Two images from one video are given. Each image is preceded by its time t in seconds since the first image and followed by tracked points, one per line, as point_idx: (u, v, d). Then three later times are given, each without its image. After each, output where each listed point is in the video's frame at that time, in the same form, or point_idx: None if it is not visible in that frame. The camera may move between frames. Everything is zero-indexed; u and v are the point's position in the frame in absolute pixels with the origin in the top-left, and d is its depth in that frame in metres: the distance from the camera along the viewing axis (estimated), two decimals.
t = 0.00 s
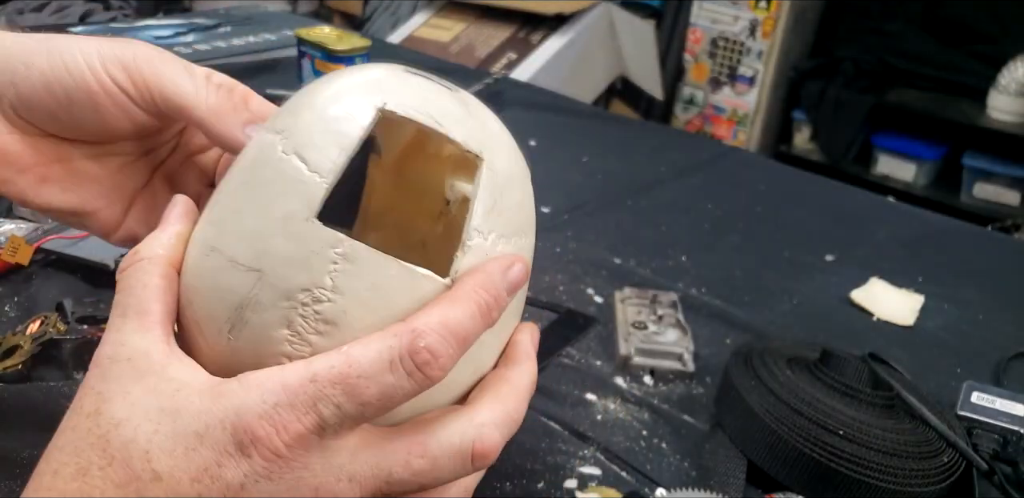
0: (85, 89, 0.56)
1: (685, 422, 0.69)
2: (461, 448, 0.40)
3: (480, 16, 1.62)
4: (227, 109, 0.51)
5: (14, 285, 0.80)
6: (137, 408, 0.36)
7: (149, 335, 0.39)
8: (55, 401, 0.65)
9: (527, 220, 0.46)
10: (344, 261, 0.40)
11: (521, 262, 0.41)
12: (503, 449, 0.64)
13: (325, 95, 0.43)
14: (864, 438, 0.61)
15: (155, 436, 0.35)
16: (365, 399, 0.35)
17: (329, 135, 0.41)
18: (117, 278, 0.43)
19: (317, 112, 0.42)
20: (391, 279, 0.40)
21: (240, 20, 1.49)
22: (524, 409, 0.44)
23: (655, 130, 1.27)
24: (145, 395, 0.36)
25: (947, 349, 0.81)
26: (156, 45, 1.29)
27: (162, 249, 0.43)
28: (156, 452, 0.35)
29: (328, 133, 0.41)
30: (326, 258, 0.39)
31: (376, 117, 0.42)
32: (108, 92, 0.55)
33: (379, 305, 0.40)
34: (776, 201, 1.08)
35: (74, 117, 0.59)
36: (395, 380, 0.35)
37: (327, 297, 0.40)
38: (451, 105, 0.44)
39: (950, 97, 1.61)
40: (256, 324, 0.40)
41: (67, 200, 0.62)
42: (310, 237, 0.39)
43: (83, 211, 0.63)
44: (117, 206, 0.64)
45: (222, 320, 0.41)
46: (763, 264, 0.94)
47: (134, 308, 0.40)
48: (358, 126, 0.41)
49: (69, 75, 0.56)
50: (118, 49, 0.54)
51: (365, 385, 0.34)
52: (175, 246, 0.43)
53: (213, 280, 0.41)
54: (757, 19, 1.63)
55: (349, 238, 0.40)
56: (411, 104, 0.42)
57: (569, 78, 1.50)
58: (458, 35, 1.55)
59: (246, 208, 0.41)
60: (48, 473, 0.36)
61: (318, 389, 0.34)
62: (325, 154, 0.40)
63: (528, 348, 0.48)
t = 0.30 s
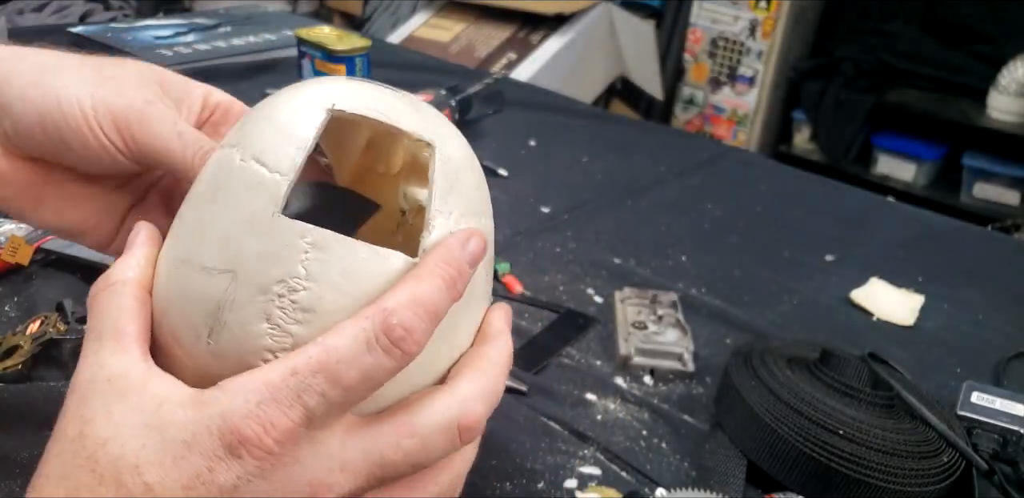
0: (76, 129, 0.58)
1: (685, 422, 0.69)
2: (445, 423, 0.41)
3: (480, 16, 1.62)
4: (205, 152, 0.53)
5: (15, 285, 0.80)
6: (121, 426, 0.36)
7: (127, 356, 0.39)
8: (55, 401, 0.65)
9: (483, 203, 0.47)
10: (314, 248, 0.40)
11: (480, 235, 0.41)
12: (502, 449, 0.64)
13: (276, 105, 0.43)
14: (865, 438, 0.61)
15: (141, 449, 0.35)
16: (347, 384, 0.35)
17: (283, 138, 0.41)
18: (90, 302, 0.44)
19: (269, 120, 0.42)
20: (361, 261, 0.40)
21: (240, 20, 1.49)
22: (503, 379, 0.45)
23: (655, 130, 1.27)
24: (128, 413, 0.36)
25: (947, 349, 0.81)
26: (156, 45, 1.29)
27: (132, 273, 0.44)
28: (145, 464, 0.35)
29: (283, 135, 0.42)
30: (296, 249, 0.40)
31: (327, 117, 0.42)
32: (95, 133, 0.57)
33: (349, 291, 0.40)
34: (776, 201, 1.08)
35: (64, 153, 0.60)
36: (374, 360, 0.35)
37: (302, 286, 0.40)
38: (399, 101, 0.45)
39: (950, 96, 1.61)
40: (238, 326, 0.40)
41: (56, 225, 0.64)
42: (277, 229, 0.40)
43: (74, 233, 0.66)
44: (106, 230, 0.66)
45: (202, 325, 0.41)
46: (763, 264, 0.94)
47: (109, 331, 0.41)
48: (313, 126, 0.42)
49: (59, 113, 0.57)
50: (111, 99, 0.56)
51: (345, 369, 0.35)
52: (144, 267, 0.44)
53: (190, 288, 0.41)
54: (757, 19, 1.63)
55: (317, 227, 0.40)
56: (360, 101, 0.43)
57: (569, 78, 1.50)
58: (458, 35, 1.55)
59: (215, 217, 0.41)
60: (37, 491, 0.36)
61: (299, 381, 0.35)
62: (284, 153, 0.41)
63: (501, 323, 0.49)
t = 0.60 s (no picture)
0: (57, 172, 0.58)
1: (685, 422, 0.69)
2: (431, 414, 0.41)
3: (480, 16, 1.62)
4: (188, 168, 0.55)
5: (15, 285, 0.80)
6: (117, 399, 0.37)
7: (123, 332, 0.40)
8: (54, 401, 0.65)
9: (479, 206, 0.48)
10: (314, 238, 0.41)
11: (473, 235, 0.43)
12: (502, 448, 0.64)
13: (284, 99, 0.45)
14: (865, 438, 0.61)
15: (137, 424, 0.36)
16: (339, 370, 0.36)
17: (290, 130, 0.43)
18: (89, 282, 0.44)
19: (277, 112, 0.44)
20: (360, 253, 0.41)
21: (239, 20, 1.49)
22: (490, 377, 0.46)
23: (655, 130, 1.27)
24: (124, 389, 0.37)
25: (948, 349, 0.81)
26: (156, 45, 1.29)
27: (131, 252, 0.44)
28: (139, 437, 0.36)
29: (291, 128, 0.43)
30: (297, 237, 0.41)
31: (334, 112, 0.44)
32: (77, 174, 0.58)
33: (348, 282, 0.41)
34: (776, 201, 1.08)
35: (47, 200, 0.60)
36: (368, 348, 0.36)
37: (301, 273, 0.41)
38: (400, 103, 0.46)
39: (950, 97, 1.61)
40: (234, 310, 0.41)
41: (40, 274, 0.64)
42: (280, 219, 0.41)
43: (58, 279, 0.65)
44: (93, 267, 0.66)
45: (199, 307, 0.41)
46: (764, 264, 0.94)
47: (108, 308, 0.41)
48: (319, 122, 0.43)
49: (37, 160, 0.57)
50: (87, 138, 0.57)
51: (339, 355, 0.36)
52: (143, 248, 0.44)
53: (189, 270, 0.42)
54: (757, 19, 1.63)
55: (318, 219, 0.41)
56: (366, 100, 0.44)
57: (569, 78, 1.50)
58: (458, 35, 1.55)
59: (218, 203, 0.42)
60: (29, 469, 0.37)
61: (294, 364, 0.36)
62: (289, 145, 0.42)
63: (490, 324, 0.50)
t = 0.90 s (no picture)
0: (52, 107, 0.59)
1: (685, 422, 0.69)
2: (409, 382, 0.42)
3: (480, 16, 1.62)
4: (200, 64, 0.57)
5: (15, 285, 0.80)
6: (94, 387, 0.37)
7: (100, 323, 0.40)
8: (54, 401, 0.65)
9: (443, 181, 0.49)
10: (280, 217, 0.42)
11: (440, 208, 0.43)
12: (502, 448, 0.64)
13: (243, 90, 0.46)
14: (865, 438, 0.61)
15: (115, 405, 0.36)
16: (314, 340, 0.36)
17: (250, 116, 0.45)
18: (61, 280, 0.45)
19: (236, 103, 0.45)
20: (325, 228, 0.43)
21: (239, 20, 1.49)
22: (465, 346, 0.46)
23: (655, 130, 1.27)
24: (102, 376, 0.37)
25: (948, 349, 0.81)
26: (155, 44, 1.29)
27: (103, 248, 0.45)
28: (118, 419, 0.36)
29: (249, 115, 0.45)
30: (264, 218, 0.42)
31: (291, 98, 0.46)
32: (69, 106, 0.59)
33: (314, 255, 0.42)
34: (776, 200, 1.08)
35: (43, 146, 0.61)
36: (339, 318, 0.37)
37: (269, 253, 0.42)
38: (361, 87, 0.48)
39: (950, 97, 1.60)
40: (207, 294, 0.42)
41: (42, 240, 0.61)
42: (246, 201, 0.42)
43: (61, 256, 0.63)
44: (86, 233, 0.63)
45: (172, 293, 0.42)
46: (764, 264, 0.94)
47: (83, 303, 0.42)
48: (277, 108, 0.45)
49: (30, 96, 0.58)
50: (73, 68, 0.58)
51: (312, 326, 0.36)
52: (115, 242, 0.46)
53: (160, 258, 0.43)
54: (757, 19, 1.63)
55: (283, 200, 0.43)
56: (322, 86, 0.46)
57: (569, 78, 1.50)
58: (457, 35, 1.55)
59: (186, 191, 0.43)
60: (13, 457, 0.37)
61: (268, 337, 0.36)
62: (247, 130, 0.44)
63: (462, 296, 0.50)
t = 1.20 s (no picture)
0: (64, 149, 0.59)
1: (684, 421, 0.70)
2: (360, 331, 0.41)
3: (481, 18, 1.63)
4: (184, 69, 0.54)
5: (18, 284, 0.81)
6: (44, 371, 0.39)
7: (51, 314, 0.42)
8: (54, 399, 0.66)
9: (384, 138, 0.49)
10: (215, 183, 0.42)
11: (378, 161, 0.42)
12: (502, 446, 0.64)
13: (177, 76, 0.47)
14: (861, 436, 0.62)
15: (62, 386, 0.39)
16: (252, 296, 0.36)
17: (181, 95, 0.45)
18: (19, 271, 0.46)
19: (168, 88, 0.46)
20: (260, 191, 0.42)
21: (242, 23, 1.51)
22: (423, 295, 0.45)
23: (655, 131, 1.28)
24: (53, 358, 0.40)
25: (945, 348, 0.82)
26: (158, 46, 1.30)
27: (54, 240, 0.47)
28: (65, 397, 0.38)
29: (181, 95, 0.45)
30: (199, 187, 0.42)
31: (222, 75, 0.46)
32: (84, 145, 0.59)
33: (250, 217, 0.42)
34: (774, 201, 1.09)
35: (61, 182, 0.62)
36: (277, 273, 0.37)
37: (207, 219, 0.42)
38: (291, 59, 0.49)
39: (947, 99, 1.60)
40: (152, 270, 0.42)
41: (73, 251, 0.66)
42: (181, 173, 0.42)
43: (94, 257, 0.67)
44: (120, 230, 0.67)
45: (120, 273, 0.43)
46: (762, 263, 0.94)
47: (35, 293, 0.44)
48: (208, 82, 0.45)
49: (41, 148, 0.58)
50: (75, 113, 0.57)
51: (248, 283, 0.36)
52: (66, 235, 0.47)
53: (108, 240, 0.44)
54: (756, 21, 1.64)
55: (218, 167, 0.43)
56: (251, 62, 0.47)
57: (569, 80, 1.51)
58: (459, 36, 1.56)
59: (127, 173, 0.44)
60: None
61: (207, 299, 0.36)
62: (179, 108, 0.44)
63: (419, 248, 0.49)
